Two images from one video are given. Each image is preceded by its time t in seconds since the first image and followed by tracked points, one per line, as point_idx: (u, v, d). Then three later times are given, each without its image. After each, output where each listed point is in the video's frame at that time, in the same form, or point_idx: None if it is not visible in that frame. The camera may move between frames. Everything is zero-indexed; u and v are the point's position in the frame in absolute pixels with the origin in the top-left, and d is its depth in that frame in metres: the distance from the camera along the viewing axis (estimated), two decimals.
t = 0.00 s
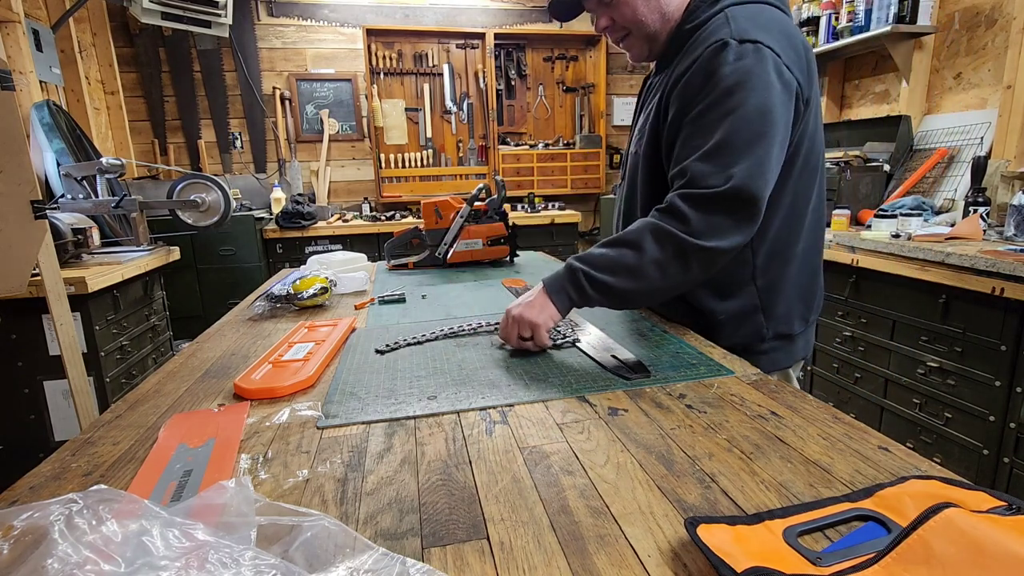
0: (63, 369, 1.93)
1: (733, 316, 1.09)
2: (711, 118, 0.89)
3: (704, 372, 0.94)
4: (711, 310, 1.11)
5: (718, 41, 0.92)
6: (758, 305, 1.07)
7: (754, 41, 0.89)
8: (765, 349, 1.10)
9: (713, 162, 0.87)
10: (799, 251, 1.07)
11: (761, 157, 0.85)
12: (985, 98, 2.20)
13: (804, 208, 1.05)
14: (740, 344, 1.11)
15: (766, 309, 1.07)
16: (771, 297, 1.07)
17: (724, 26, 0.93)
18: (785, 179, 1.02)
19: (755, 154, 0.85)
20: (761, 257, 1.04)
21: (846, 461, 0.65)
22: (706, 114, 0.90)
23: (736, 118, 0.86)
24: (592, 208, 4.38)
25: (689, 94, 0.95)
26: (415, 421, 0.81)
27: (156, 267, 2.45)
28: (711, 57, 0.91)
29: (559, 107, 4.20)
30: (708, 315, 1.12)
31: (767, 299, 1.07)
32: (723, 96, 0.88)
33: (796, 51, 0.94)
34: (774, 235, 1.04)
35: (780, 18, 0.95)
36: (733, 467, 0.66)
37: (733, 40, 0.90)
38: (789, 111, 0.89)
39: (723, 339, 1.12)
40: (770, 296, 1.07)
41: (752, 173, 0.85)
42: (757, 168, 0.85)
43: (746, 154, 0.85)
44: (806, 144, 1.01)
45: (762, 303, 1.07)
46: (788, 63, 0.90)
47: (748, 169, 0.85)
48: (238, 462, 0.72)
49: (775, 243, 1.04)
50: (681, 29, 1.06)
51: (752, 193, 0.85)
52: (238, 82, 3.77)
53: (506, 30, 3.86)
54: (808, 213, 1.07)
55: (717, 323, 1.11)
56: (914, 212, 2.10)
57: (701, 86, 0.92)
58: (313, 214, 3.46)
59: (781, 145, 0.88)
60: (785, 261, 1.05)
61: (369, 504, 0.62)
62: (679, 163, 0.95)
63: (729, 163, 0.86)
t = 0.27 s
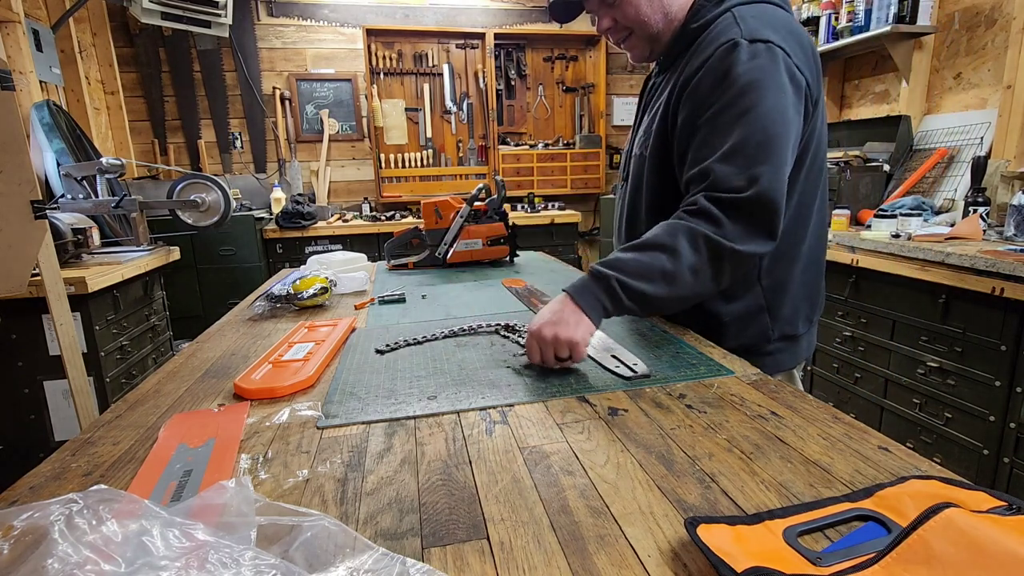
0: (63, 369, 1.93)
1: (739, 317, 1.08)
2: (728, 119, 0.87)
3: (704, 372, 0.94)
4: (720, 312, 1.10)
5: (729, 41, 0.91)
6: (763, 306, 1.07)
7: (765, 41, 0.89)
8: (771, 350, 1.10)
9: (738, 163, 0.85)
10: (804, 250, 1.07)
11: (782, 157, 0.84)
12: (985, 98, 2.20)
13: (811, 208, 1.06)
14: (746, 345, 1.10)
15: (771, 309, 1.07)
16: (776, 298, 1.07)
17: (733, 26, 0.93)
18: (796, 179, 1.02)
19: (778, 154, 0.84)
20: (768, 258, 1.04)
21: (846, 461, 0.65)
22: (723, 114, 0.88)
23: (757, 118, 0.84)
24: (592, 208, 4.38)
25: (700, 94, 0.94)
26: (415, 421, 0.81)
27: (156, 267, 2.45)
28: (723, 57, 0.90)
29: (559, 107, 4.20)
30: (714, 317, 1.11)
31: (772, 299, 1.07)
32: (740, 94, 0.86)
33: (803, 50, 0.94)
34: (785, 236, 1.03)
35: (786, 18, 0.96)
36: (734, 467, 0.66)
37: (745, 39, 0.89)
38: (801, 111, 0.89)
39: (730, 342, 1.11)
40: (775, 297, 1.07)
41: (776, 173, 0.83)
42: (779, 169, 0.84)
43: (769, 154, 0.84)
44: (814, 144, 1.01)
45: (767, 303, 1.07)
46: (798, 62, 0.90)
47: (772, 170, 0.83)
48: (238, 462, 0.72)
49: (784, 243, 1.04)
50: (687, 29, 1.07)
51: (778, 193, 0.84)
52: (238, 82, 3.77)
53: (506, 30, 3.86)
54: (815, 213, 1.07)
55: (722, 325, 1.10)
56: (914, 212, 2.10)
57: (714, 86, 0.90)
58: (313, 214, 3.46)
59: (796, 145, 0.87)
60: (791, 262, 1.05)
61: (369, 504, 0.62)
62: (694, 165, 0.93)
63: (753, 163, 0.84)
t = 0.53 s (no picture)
0: (64, 369, 1.93)
1: (747, 317, 1.09)
2: (747, 115, 0.86)
3: (704, 372, 0.94)
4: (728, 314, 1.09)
5: (742, 36, 0.91)
6: (769, 304, 1.07)
7: (778, 37, 0.89)
8: (777, 350, 1.10)
9: (763, 160, 0.84)
10: (810, 250, 1.07)
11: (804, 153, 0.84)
12: (985, 98, 2.20)
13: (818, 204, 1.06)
14: (752, 345, 1.10)
15: (778, 309, 1.07)
16: (782, 298, 1.07)
17: (745, 22, 0.93)
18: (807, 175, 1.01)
19: (801, 150, 0.84)
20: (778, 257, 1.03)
21: (846, 460, 0.65)
22: (742, 111, 0.87)
23: (777, 113, 0.84)
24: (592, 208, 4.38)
25: (713, 91, 0.93)
26: (415, 421, 0.81)
27: (156, 267, 2.45)
28: (737, 52, 0.90)
29: (559, 107, 4.20)
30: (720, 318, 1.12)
31: (778, 299, 1.07)
32: (759, 90, 0.86)
33: (811, 45, 0.95)
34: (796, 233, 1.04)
35: (791, 14, 0.97)
36: (733, 467, 0.66)
37: (758, 34, 0.89)
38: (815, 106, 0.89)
39: (736, 344, 1.11)
40: (781, 297, 1.07)
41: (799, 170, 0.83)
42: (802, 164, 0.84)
43: (793, 151, 0.83)
44: (823, 140, 1.01)
45: (773, 303, 1.07)
46: (809, 57, 0.91)
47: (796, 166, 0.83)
48: (238, 462, 0.72)
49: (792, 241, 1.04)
50: (692, 25, 1.07)
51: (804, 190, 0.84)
52: (238, 82, 3.77)
53: (506, 30, 3.86)
54: (822, 210, 1.07)
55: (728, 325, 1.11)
56: (914, 212, 2.10)
57: (731, 81, 0.90)
58: (313, 214, 3.46)
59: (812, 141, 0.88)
60: (799, 260, 1.06)
61: (369, 504, 0.62)
62: (713, 163, 0.91)
63: (777, 159, 0.83)
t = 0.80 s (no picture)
0: (64, 369, 1.93)
1: (760, 320, 1.08)
2: (760, 116, 0.87)
3: (704, 372, 0.94)
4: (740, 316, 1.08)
5: (761, 37, 0.91)
6: (785, 307, 1.06)
7: (798, 39, 0.89)
8: (790, 350, 1.10)
9: (767, 163, 0.84)
10: (820, 253, 1.08)
11: (811, 158, 0.85)
12: (985, 98, 2.20)
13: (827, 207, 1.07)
14: (763, 346, 1.09)
15: (792, 310, 1.07)
16: (796, 299, 1.06)
17: (765, 23, 0.93)
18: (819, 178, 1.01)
19: (808, 154, 0.85)
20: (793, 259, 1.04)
21: (846, 460, 0.65)
22: (755, 112, 0.88)
23: (789, 116, 0.84)
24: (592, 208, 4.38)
25: (728, 92, 0.93)
26: (415, 421, 0.81)
27: (156, 267, 2.45)
28: (755, 53, 0.90)
29: (559, 107, 4.20)
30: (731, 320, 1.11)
31: (791, 300, 1.06)
32: (773, 94, 0.86)
33: (830, 50, 0.95)
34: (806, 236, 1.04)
35: (811, 19, 0.97)
36: (733, 467, 0.66)
37: (778, 36, 0.90)
38: (831, 111, 0.90)
39: (750, 345, 1.10)
40: (794, 298, 1.06)
41: (804, 173, 0.84)
42: (807, 169, 0.84)
43: (799, 155, 0.84)
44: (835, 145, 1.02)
45: (787, 304, 1.06)
46: (827, 61, 0.91)
47: (800, 170, 0.84)
48: (238, 462, 0.72)
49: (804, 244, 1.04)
50: (707, 24, 1.07)
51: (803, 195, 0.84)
52: (238, 82, 3.77)
53: (506, 30, 3.86)
54: (830, 214, 1.08)
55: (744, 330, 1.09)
56: (914, 212, 2.10)
57: (746, 83, 0.90)
58: (313, 214, 3.46)
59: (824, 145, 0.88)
60: (811, 260, 1.06)
61: (369, 504, 0.62)
62: (719, 163, 0.92)
63: (782, 163, 0.84)
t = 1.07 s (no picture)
0: (63, 369, 1.93)
1: (767, 318, 1.08)
2: (758, 106, 0.89)
3: (704, 372, 0.94)
4: (748, 316, 1.08)
5: (770, 31, 0.94)
6: (789, 302, 1.08)
7: (806, 35, 0.92)
8: (795, 346, 1.11)
9: (754, 149, 0.86)
10: (821, 250, 1.11)
11: (801, 149, 0.87)
12: (985, 98, 2.20)
13: (823, 206, 1.09)
14: (770, 344, 1.10)
15: (795, 305, 1.08)
16: (800, 295, 1.08)
17: (774, 19, 0.96)
18: (817, 176, 1.02)
19: (796, 145, 0.86)
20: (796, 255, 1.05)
21: (846, 460, 0.65)
22: (753, 101, 0.90)
23: (786, 108, 0.86)
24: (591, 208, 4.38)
25: (731, 85, 0.96)
26: (415, 421, 0.81)
27: (156, 267, 2.45)
28: (762, 46, 0.93)
29: (559, 107, 4.20)
30: (737, 321, 1.10)
31: (795, 295, 1.08)
32: (773, 86, 0.88)
33: (835, 52, 0.98)
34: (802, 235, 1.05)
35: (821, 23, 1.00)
36: (734, 467, 0.66)
37: (786, 31, 0.92)
38: (830, 108, 0.92)
39: (758, 344, 1.10)
40: (798, 293, 1.08)
41: (790, 162, 0.86)
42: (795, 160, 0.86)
43: (786, 145, 0.86)
44: (836, 146, 1.03)
45: (791, 299, 1.08)
46: (832, 61, 0.94)
47: (787, 159, 0.85)
48: (237, 462, 0.72)
49: (808, 241, 1.08)
50: (717, 21, 1.07)
51: (783, 183, 0.86)
52: (238, 82, 3.77)
53: (506, 30, 3.86)
54: (826, 215, 1.10)
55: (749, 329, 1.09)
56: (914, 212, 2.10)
57: (747, 76, 0.93)
58: (313, 214, 3.46)
59: (819, 140, 0.90)
60: (811, 260, 1.08)
61: (370, 504, 0.62)
62: (709, 150, 0.94)
63: (769, 152, 0.86)
